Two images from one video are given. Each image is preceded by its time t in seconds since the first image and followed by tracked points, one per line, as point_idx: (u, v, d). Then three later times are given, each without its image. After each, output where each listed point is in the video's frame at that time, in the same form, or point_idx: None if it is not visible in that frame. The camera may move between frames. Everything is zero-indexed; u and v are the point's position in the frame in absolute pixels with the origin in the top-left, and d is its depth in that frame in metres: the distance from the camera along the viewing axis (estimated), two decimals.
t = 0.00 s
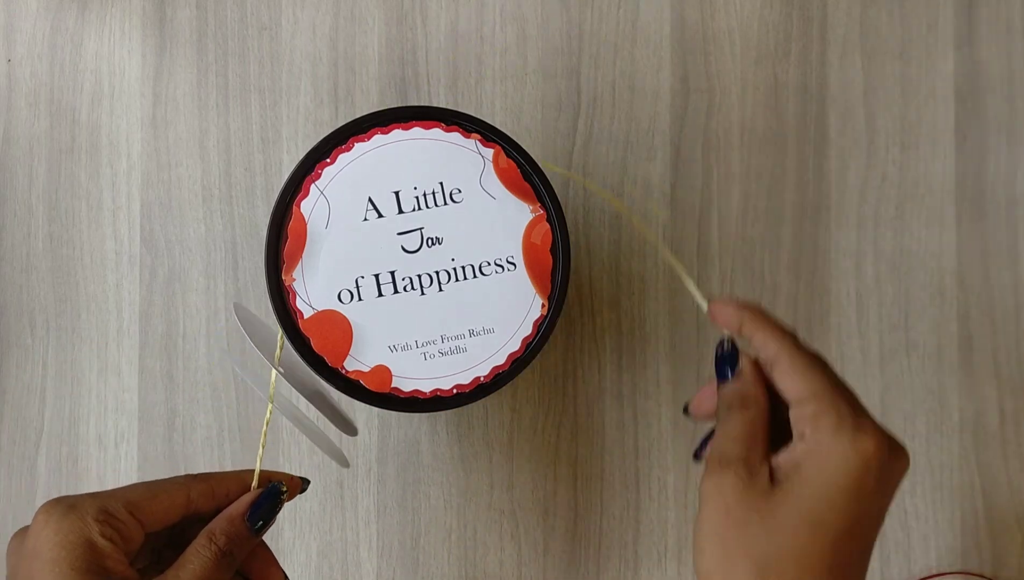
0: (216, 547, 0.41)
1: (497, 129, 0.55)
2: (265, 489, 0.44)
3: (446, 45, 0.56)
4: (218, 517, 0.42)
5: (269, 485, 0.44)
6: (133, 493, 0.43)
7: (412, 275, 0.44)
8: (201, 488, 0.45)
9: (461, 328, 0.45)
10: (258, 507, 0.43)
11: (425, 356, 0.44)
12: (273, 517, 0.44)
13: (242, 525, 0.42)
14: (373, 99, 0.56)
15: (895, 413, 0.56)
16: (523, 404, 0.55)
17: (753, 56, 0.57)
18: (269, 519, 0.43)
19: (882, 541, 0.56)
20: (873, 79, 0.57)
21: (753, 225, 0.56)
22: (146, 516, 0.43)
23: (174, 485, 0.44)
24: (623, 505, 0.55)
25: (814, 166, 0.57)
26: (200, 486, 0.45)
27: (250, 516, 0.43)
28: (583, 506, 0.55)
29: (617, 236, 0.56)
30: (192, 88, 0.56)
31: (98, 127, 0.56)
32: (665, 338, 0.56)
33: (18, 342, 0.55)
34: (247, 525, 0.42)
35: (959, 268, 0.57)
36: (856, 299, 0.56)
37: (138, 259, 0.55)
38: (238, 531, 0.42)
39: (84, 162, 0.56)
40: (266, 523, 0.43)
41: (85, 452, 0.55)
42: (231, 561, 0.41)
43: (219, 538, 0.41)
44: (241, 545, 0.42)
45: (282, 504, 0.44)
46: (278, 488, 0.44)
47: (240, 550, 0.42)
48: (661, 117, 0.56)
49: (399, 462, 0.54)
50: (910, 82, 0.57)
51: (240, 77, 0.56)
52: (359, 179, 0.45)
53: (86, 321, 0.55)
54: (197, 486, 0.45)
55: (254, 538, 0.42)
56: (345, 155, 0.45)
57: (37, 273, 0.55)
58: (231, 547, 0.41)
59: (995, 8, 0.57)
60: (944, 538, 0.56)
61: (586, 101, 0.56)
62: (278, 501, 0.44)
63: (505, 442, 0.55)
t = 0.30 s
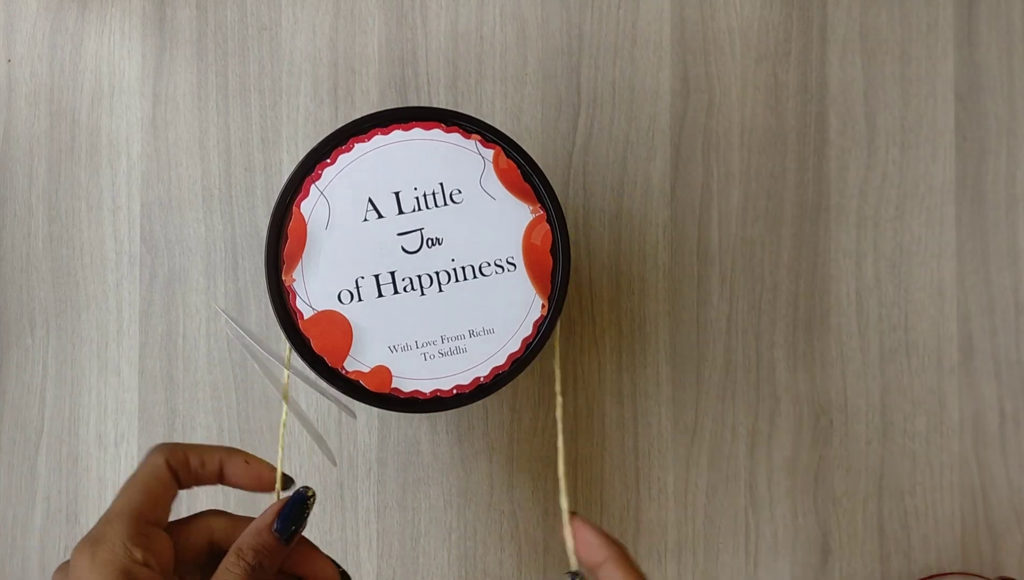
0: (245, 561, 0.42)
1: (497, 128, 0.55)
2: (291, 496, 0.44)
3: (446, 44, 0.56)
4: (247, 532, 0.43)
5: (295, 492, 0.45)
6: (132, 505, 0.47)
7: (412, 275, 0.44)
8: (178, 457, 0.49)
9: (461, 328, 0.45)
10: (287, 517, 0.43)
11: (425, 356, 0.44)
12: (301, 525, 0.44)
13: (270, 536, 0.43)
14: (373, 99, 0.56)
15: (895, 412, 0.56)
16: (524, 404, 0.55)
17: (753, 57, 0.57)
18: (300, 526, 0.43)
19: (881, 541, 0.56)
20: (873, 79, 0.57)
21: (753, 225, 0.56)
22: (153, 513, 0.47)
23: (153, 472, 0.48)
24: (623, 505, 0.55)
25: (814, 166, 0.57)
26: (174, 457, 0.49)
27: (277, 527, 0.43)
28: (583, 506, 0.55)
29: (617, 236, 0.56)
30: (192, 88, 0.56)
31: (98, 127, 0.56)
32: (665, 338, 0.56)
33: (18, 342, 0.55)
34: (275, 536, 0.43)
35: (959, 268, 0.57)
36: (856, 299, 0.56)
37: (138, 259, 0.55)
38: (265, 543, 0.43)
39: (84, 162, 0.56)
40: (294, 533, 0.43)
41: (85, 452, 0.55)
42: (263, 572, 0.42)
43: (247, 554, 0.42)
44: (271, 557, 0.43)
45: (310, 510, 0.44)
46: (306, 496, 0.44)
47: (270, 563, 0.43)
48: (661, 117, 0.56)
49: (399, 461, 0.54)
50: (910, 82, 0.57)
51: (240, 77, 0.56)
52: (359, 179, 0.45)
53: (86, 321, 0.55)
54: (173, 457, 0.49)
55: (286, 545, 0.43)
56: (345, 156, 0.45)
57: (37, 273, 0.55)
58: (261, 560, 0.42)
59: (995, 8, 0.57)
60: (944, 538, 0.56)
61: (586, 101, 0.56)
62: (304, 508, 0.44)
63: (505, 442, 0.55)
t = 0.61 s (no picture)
0: (277, 558, 0.41)
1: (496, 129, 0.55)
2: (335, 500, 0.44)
3: (446, 44, 0.56)
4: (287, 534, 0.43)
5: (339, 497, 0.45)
6: (199, 502, 0.47)
7: (414, 283, 0.44)
8: (260, 475, 0.48)
9: (460, 338, 0.45)
10: (328, 519, 0.43)
11: (422, 364, 0.44)
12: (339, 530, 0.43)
13: (307, 537, 0.43)
14: (373, 98, 0.56)
15: (895, 412, 0.56)
16: (524, 404, 0.55)
17: (753, 56, 0.57)
18: (339, 530, 0.43)
19: (882, 541, 0.56)
20: (873, 80, 0.57)
21: (753, 225, 0.56)
22: (217, 517, 0.48)
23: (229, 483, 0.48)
24: (623, 504, 0.55)
25: (814, 166, 0.57)
26: (259, 472, 0.48)
27: (314, 529, 0.43)
28: (584, 506, 0.55)
29: (617, 236, 0.56)
30: (192, 88, 0.56)
31: (98, 126, 0.56)
32: (665, 338, 0.56)
33: (17, 342, 0.55)
34: (311, 537, 0.43)
35: (959, 268, 0.57)
36: (856, 299, 0.56)
37: (138, 259, 0.55)
38: (300, 542, 0.43)
39: (84, 161, 0.56)
40: (335, 537, 0.43)
41: (85, 452, 0.55)
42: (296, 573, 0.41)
43: (281, 551, 0.42)
44: (307, 558, 0.42)
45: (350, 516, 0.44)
46: (347, 500, 0.44)
47: (305, 566, 0.42)
48: (661, 117, 0.56)
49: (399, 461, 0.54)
50: (910, 82, 0.57)
51: (241, 77, 0.56)
52: (367, 183, 0.45)
53: (85, 321, 0.55)
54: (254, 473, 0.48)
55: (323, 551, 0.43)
56: (355, 159, 0.45)
57: (37, 273, 0.55)
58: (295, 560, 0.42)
59: (995, 8, 0.57)
60: (944, 538, 0.56)
61: (586, 101, 0.56)
62: (343, 513, 0.44)
63: (505, 442, 0.55)
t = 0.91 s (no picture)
0: (299, 551, 0.40)
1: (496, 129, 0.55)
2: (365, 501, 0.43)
3: (446, 44, 0.56)
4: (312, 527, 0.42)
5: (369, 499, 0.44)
6: (216, 489, 0.46)
7: (414, 283, 0.44)
8: (281, 482, 0.46)
9: (460, 338, 0.45)
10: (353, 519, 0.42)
11: (422, 365, 0.44)
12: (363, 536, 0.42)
13: (331, 535, 0.42)
14: (373, 98, 0.56)
15: (895, 412, 0.56)
16: (524, 404, 0.55)
17: (753, 56, 0.57)
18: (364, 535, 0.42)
19: (882, 541, 0.56)
20: (873, 80, 0.57)
21: (753, 225, 0.56)
22: (231, 511, 0.46)
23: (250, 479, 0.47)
24: (623, 504, 0.55)
25: (814, 166, 0.57)
26: (281, 479, 0.46)
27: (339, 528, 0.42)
28: (583, 506, 0.55)
29: (617, 236, 0.56)
30: (192, 88, 0.56)
31: (98, 126, 0.56)
32: (665, 338, 0.56)
33: (17, 342, 0.55)
34: (336, 536, 0.42)
35: (959, 268, 0.57)
36: (856, 299, 0.56)
37: (138, 259, 0.55)
38: (323, 539, 0.41)
39: (84, 161, 0.56)
40: (358, 539, 0.42)
41: (85, 452, 0.55)
42: (316, 572, 0.40)
43: (303, 544, 0.41)
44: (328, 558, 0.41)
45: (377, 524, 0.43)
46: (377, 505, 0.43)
47: (326, 567, 0.41)
48: (661, 117, 0.56)
49: (399, 461, 0.54)
50: (910, 82, 0.57)
51: (241, 77, 0.56)
52: (368, 183, 0.45)
53: (85, 321, 0.55)
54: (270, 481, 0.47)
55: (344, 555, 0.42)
56: (356, 159, 0.45)
57: (37, 273, 0.55)
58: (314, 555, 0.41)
59: (995, 8, 0.57)
60: (944, 538, 0.56)
61: (586, 101, 0.56)
62: (370, 518, 0.42)
63: (505, 442, 0.55)
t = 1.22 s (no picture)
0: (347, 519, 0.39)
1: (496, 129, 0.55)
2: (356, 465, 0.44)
3: (446, 44, 0.56)
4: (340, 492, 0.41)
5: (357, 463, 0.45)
6: (220, 531, 0.41)
7: (414, 283, 0.44)
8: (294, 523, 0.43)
9: (460, 338, 0.45)
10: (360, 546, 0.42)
11: (422, 365, 0.44)
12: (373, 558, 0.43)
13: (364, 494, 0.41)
14: (373, 98, 0.56)
15: (895, 412, 0.56)
16: (523, 404, 0.55)
17: (753, 56, 0.57)
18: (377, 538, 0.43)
19: (882, 541, 0.56)
20: (873, 80, 0.57)
21: (753, 225, 0.56)
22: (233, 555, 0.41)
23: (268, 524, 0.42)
24: (623, 505, 0.55)
25: (814, 166, 0.57)
26: (294, 521, 0.43)
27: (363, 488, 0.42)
28: (583, 506, 0.55)
29: (617, 236, 0.56)
30: (192, 88, 0.56)
31: (97, 126, 0.56)
32: (665, 338, 0.56)
33: (17, 342, 0.55)
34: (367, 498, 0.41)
35: (959, 268, 0.57)
36: (856, 299, 0.56)
37: (138, 259, 0.55)
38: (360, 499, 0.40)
39: (84, 161, 0.56)
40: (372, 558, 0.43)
41: (85, 452, 0.55)
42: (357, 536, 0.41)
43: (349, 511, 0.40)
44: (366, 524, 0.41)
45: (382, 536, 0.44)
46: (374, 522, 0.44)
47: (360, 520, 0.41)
48: (661, 117, 0.56)
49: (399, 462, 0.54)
50: (910, 82, 0.57)
51: (241, 77, 0.56)
52: (368, 183, 0.45)
53: (85, 321, 0.55)
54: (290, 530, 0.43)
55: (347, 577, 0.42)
56: (356, 159, 0.45)
57: (37, 273, 0.55)
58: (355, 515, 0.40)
59: (995, 8, 0.57)
60: (944, 538, 0.56)
61: (586, 101, 0.56)
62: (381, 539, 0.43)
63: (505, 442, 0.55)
